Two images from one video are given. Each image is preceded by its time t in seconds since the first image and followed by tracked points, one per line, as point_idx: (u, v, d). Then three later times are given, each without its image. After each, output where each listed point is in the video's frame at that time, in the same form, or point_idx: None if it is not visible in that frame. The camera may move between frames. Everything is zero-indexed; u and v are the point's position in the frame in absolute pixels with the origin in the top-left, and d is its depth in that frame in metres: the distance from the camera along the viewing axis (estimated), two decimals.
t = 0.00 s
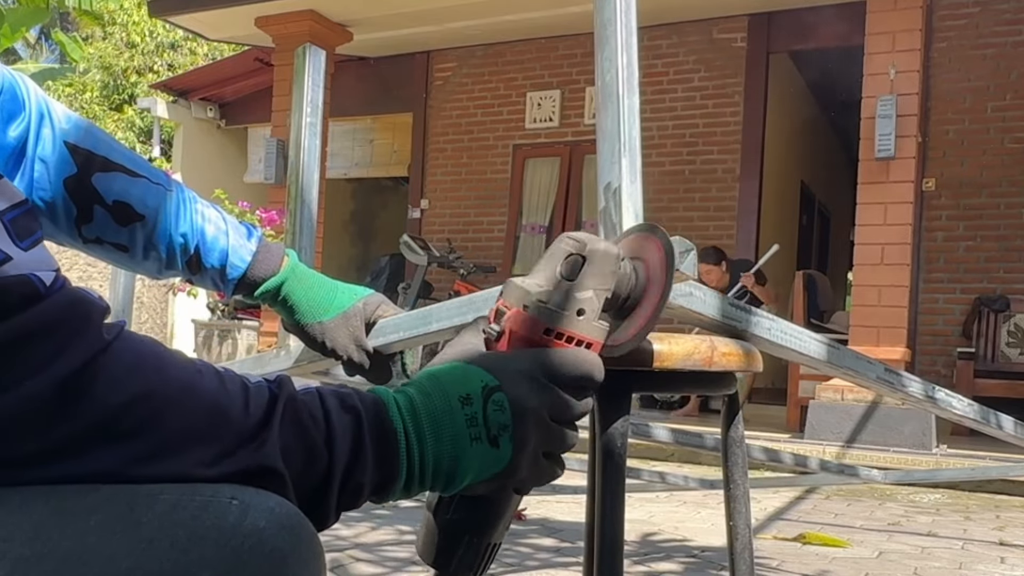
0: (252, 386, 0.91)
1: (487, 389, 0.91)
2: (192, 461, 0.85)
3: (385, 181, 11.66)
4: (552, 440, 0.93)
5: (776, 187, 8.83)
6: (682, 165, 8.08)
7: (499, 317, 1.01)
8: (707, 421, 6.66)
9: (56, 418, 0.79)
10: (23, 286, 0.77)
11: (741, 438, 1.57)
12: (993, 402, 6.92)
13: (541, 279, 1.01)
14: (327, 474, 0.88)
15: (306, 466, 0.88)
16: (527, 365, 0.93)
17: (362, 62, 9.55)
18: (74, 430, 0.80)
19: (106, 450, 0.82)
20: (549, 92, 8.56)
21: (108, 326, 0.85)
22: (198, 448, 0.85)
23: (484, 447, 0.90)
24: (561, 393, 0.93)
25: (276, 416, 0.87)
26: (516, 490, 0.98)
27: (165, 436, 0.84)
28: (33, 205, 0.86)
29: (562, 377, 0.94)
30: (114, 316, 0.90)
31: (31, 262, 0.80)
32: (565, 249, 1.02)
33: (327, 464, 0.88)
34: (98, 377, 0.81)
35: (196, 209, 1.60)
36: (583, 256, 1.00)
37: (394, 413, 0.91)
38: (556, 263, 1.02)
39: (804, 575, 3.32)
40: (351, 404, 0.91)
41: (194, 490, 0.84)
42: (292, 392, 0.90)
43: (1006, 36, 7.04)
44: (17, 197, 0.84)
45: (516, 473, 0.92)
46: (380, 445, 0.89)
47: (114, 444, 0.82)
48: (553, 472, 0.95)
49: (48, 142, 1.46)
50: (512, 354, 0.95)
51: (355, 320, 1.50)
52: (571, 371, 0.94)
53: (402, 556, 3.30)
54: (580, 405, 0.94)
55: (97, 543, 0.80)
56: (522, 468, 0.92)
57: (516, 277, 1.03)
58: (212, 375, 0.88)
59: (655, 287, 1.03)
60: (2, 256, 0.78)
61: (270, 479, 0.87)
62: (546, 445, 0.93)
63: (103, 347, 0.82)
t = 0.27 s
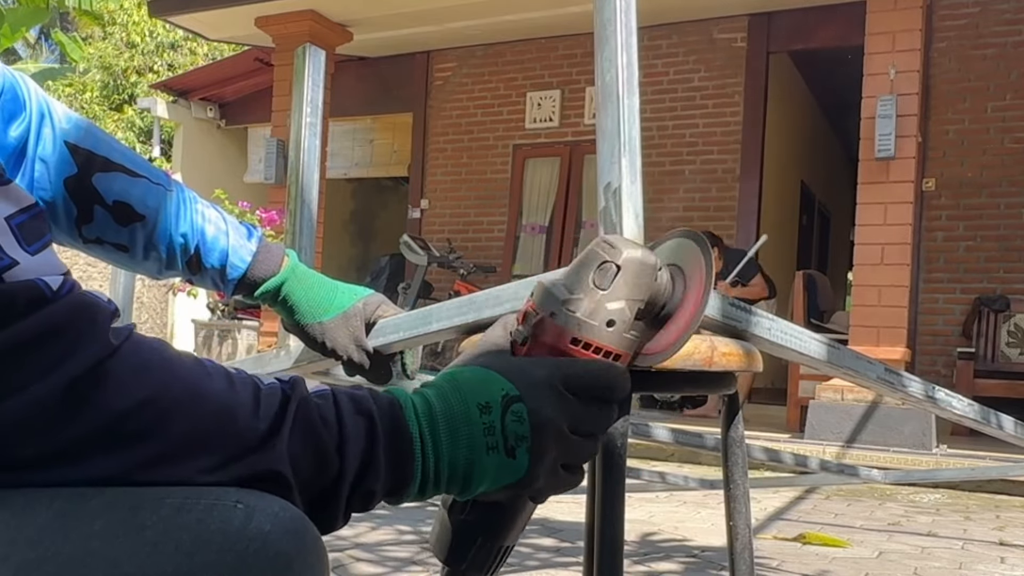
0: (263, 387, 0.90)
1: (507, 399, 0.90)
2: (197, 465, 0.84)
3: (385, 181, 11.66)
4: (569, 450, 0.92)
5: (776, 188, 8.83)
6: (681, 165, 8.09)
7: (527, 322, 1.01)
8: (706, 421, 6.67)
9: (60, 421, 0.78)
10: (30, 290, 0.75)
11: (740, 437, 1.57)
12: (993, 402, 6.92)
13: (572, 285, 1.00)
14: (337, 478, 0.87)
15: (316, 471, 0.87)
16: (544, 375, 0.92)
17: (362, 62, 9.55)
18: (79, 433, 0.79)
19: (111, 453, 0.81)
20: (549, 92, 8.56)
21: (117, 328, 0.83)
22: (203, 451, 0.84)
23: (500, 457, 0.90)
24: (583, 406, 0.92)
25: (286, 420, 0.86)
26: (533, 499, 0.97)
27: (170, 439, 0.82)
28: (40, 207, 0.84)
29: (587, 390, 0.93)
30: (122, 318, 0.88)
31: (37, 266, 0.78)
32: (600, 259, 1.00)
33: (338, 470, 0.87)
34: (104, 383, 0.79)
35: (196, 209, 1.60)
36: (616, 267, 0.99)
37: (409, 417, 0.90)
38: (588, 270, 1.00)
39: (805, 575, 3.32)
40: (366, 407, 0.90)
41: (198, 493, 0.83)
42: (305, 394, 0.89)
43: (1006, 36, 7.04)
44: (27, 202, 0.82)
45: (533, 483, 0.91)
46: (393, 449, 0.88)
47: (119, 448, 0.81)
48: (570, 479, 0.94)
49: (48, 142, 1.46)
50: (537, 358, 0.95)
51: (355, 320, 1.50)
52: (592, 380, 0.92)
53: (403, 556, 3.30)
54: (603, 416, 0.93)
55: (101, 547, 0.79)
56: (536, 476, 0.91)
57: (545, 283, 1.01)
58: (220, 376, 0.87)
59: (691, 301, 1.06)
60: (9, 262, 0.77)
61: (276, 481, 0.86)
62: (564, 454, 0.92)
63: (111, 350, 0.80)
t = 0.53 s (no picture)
0: (258, 381, 0.89)
1: (498, 375, 0.91)
2: (196, 462, 0.84)
3: (385, 181, 11.66)
4: (560, 424, 0.93)
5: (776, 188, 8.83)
6: (682, 165, 8.09)
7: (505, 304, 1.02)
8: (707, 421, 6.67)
9: (62, 422, 0.78)
10: (31, 292, 0.76)
11: (741, 437, 1.57)
12: (993, 402, 6.92)
13: (550, 267, 1.03)
14: (336, 467, 0.86)
15: (316, 462, 0.86)
16: (533, 351, 0.93)
17: (362, 62, 9.55)
18: (79, 434, 0.79)
19: (112, 453, 0.81)
20: (549, 92, 8.56)
21: (115, 328, 0.83)
22: (202, 451, 0.84)
23: (495, 434, 0.90)
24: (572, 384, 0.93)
25: (284, 411, 0.85)
26: (528, 477, 0.98)
27: (170, 438, 0.82)
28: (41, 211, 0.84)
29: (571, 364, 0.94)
30: (122, 319, 0.89)
31: (38, 269, 0.78)
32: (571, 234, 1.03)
33: (337, 458, 0.86)
34: (105, 383, 0.79)
35: (197, 208, 1.60)
36: (591, 241, 1.02)
37: (403, 403, 0.90)
38: (565, 250, 1.03)
39: (805, 575, 3.32)
40: (359, 394, 0.89)
41: (198, 492, 0.83)
42: (299, 386, 0.89)
43: (1007, 36, 7.04)
44: (27, 205, 0.82)
45: (528, 460, 0.92)
46: (391, 437, 0.88)
47: (118, 447, 0.81)
48: (564, 457, 0.95)
49: (49, 141, 1.46)
50: (520, 339, 0.96)
51: (355, 320, 1.50)
52: (580, 356, 0.95)
53: (402, 556, 3.30)
54: (592, 390, 0.95)
55: (101, 547, 0.79)
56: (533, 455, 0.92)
57: (523, 265, 1.04)
58: (218, 374, 0.87)
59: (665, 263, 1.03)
60: (10, 264, 0.77)
61: (275, 477, 0.86)
62: (557, 430, 0.93)
63: (110, 350, 0.80)
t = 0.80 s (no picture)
0: (260, 382, 0.89)
1: (500, 378, 0.91)
2: (197, 463, 0.84)
3: (385, 181, 11.66)
4: (562, 427, 0.93)
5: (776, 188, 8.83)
6: (682, 165, 8.08)
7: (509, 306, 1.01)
8: (707, 422, 6.67)
9: (64, 423, 0.77)
10: (32, 294, 0.75)
11: (740, 437, 1.57)
12: (993, 402, 6.92)
13: (552, 268, 1.02)
14: (337, 468, 0.86)
15: (317, 464, 0.86)
16: (536, 353, 0.94)
17: (362, 62, 9.56)
18: (82, 436, 0.79)
19: (115, 453, 0.81)
20: (549, 92, 8.56)
21: (117, 330, 0.83)
22: (203, 452, 0.84)
23: (497, 436, 0.90)
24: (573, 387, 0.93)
25: (286, 412, 0.85)
26: (529, 478, 0.99)
27: (173, 440, 0.82)
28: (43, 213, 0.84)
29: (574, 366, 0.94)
30: (124, 320, 0.88)
31: (41, 272, 0.79)
32: (576, 236, 1.03)
33: (338, 459, 0.86)
34: (106, 385, 0.79)
35: (196, 209, 1.60)
36: (594, 244, 1.01)
37: (406, 405, 0.90)
38: (568, 251, 1.03)
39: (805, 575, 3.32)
40: (361, 396, 0.89)
41: (200, 493, 0.82)
42: (301, 388, 0.89)
43: (1007, 36, 7.04)
44: (29, 207, 0.82)
45: (529, 463, 0.92)
46: (393, 438, 0.88)
47: (121, 450, 0.81)
48: (566, 459, 0.96)
49: (50, 141, 1.47)
50: (523, 340, 0.96)
51: (355, 320, 1.50)
52: (583, 360, 0.94)
53: (402, 556, 3.30)
54: (593, 392, 0.95)
55: (102, 549, 0.80)
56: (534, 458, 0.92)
57: (525, 266, 1.03)
58: (221, 376, 0.87)
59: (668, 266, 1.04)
60: (13, 267, 0.77)
61: (277, 476, 0.86)
62: (558, 433, 0.93)
63: (113, 352, 0.80)
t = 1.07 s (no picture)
0: (264, 382, 0.89)
1: (504, 379, 0.91)
2: (200, 464, 0.84)
3: (385, 181, 11.66)
4: (567, 429, 0.93)
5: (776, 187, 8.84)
6: (682, 165, 8.08)
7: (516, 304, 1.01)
8: (706, 421, 6.67)
9: (65, 425, 0.77)
10: (33, 296, 0.75)
11: (740, 438, 1.57)
12: (993, 402, 6.92)
13: (559, 268, 1.02)
14: (340, 470, 0.86)
15: (320, 467, 0.86)
16: (541, 357, 0.93)
17: (362, 63, 9.56)
18: (82, 439, 0.78)
19: (117, 454, 0.81)
20: (549, 92, 8.56)
21: (118, 331, 0.82)
22: (205, 454, 0.83)
23: (501, 439, 0.90)
24: (576, 387, 0.93)
25: (288, 414, 0.85)
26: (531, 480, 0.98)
27: (175, 441, 0.82)
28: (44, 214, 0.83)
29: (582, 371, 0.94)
30: (125, 320, 0.88)
31: (42, 272, 0.79)
32: (584, 236, 1.02)
33: (341, 460, 0.86)
34: (108, 386, 0.78)
35: (197, 209, 1.59)
36: (601, 245, 1.00)
37: (409, 405, 0.90)
38: (574, 252, 1.02)
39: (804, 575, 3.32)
40: (365, 397, 0.89)
41: (202, 494, 0.83)
42: (305, 389, 0.88)
43: (1007, 36, 7.04)
44: (30, 207, 0.82)
45: (533, 465, 0.92)
46: (396, 440, 0.88)
47: (122, 451, 0.81)
48: (568, 462, 0.95)
49: (50, 141, 1.47)
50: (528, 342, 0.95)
51: (355, 320, 1.49)
52: (593, 361, 0.94)
53: (402, 556, 3.30)
54: (597, 396, 0.95)
55: (104, 550, 0.80)
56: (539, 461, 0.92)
57: (531, 267, 1.03)
58: (222, 377, 0.86)
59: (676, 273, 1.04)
60: (14, 268, 0.77)
61: (280, 477, 0.85)
62: (563, 436, 0.93)
63: (115, 353, 0.79)
